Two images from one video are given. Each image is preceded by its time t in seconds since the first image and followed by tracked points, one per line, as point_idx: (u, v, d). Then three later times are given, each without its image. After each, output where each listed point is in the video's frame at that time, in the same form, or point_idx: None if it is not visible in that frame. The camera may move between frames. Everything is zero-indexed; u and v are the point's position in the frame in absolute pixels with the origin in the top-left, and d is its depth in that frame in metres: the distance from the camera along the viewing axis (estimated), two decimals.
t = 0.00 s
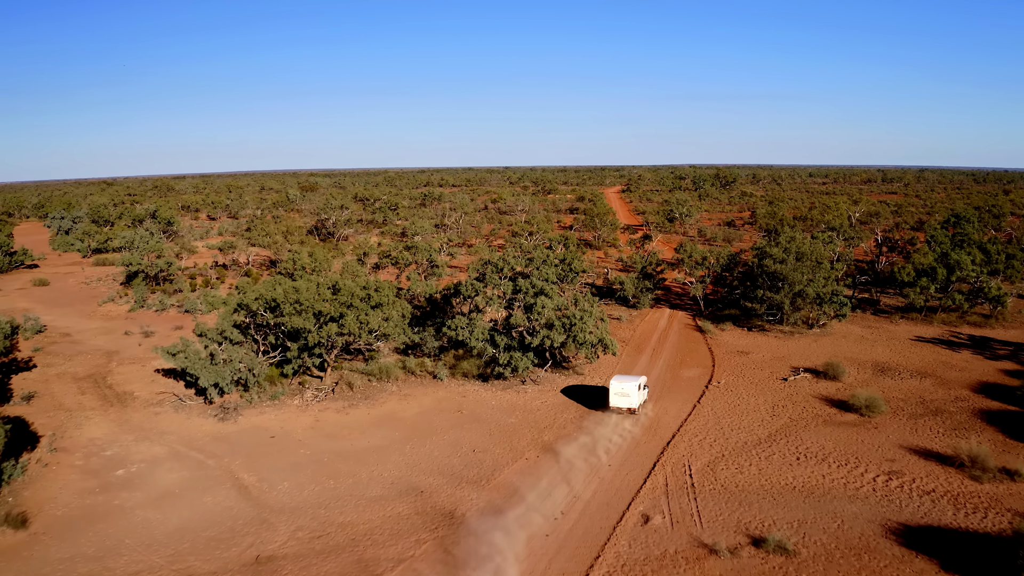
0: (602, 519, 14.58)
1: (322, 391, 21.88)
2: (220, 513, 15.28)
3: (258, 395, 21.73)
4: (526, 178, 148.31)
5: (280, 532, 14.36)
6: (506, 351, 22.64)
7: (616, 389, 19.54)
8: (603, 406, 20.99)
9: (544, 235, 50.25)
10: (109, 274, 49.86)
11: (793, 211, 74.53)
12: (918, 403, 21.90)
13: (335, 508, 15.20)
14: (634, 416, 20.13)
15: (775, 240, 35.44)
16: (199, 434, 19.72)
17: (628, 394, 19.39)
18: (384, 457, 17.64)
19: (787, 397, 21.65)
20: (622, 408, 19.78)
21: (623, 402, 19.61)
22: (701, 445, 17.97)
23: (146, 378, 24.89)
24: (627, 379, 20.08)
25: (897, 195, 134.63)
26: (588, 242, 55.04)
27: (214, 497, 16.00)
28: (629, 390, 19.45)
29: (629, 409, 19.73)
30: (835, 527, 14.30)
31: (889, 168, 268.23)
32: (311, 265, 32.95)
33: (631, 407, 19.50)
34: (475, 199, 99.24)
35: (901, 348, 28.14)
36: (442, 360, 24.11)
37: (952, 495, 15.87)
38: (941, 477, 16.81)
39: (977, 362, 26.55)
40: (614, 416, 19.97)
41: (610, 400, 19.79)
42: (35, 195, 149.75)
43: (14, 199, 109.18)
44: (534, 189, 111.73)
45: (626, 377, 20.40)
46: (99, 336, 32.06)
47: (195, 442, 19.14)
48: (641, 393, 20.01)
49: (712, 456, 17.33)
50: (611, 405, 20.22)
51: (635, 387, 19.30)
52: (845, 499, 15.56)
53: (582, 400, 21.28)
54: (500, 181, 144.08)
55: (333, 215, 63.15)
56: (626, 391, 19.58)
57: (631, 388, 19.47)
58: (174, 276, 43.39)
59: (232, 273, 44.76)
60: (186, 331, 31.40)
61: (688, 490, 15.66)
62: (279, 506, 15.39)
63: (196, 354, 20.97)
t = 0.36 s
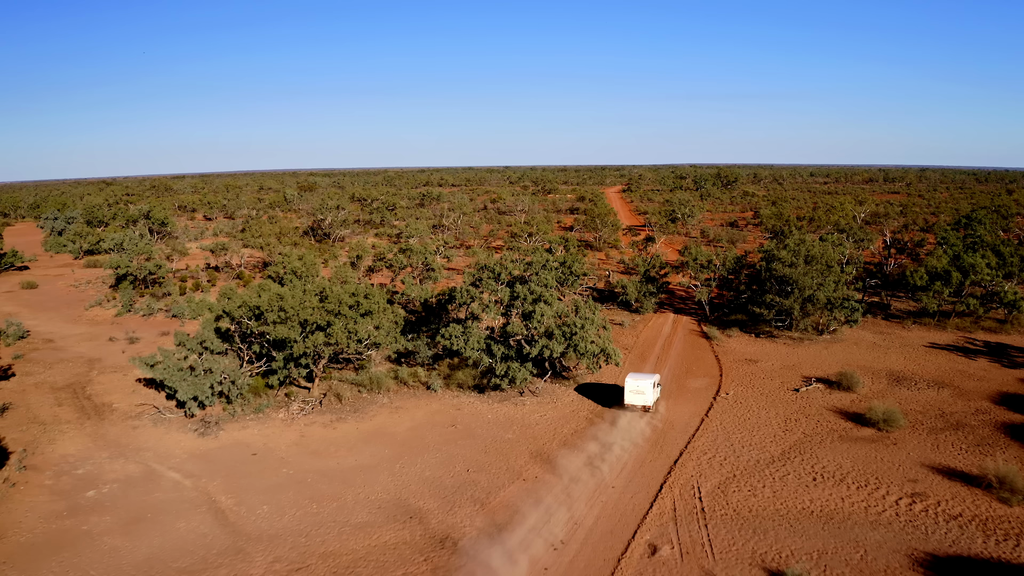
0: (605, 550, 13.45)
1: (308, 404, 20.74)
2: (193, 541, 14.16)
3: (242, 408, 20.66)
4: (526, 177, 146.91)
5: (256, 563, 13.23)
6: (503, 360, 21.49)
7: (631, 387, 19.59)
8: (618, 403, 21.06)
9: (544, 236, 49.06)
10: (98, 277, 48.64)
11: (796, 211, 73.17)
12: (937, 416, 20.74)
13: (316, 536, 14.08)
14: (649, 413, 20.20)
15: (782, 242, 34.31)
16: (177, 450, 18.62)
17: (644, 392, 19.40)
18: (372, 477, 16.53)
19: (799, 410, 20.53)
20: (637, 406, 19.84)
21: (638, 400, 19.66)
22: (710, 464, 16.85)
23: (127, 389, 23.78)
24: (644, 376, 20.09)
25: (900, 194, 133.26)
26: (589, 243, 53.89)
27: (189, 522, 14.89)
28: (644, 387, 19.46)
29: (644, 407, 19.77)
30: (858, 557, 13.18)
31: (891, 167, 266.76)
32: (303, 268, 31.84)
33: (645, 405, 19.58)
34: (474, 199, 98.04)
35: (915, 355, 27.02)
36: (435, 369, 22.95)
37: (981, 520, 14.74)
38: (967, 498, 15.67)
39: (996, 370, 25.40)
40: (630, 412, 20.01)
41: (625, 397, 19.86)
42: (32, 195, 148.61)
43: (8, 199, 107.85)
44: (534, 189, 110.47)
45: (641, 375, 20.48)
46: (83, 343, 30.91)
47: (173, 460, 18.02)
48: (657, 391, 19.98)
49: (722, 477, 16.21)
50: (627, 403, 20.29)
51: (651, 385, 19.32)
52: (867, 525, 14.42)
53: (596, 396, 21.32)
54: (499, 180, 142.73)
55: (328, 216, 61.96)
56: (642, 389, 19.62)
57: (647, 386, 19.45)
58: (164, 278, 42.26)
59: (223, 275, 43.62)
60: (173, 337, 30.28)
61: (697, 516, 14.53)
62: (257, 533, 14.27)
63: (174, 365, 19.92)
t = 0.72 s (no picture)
0: None
1: (293, 418, 19.56)
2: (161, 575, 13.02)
3: (224, 424, 19.54)
4: (526, 177, 145.58)
5: None
6: (500, 372, 20.26)
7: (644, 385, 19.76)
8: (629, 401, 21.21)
9: (544, 237, 47.83)
10: (87, 280, 47.42)
11: (801, 211, 71.79)
12: (959, 431, 19.56)
13: (294, 570, 12.93)
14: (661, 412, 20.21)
15: (790, 245, 33.14)
16: (152, 470, 17.49)
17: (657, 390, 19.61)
18: (358, 500, 15.39)
19: (813, 425, 19.40)
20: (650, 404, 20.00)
21: (651, 398, 19.84)
22: (721, 487, 15.71)
23: (106, 401, 22.64)
24: (656, 374, 20.25)
25: (903, 194, 131.79)
26: (590, 245, 52.74)
27: (157, 553, 13.75)
28: (658, 385, 19.66)
29: (657, 405, 19.95)
30: None
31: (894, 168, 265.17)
32: (293, 271, 30.71)
33: (659, 403, 19.79)
34: (473, 199, 96.82)
35: (931, 364, 25.84)
36: (429, 381, 21.75)
37: (1017, 550, 13.56)
38: (999, 525, 14.50)
39: (1017, 380, 24.19)
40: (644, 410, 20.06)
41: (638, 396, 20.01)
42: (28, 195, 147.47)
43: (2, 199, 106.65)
44: (535, 189, 109.14)
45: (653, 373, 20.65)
46: (65, 350, 29.75)
47: (147, 481, 16.88)
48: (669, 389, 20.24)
49: (734, 502, 15.08)
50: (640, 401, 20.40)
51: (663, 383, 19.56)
52: (893, 557, 13.25)
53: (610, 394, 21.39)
54: (499, 180, 141.37)
55: (324, 217, 60.74)
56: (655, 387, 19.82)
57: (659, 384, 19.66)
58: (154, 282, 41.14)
59: (215, 278, 42.50)
60: (158, 344, 29.11)
61: (709, 548, 13.37)
62: (230, 566, 13.13)
63: (152, 378, 18.86)
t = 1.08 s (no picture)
0: None
1: (276, 435, 18.42)
2: None
3: (202, 442, 18.56)
4: (526, 177, 144.38)
5: None
6: (496, 386, 19.04)
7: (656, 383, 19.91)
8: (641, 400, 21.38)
9: (544, 239, 46.67)
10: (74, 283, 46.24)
11: (805, 212, 70.47)
12: (984, 449, 18.33)
13: None
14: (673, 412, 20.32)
15: (799, 249, 31.93)
16: (123, 493, 16.39)
17: (670, 388, 19.80)
18: (340, 529, 14.23)
19: (829, 443, 18.24)
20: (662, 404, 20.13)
21: (663, 397, 19.99)
22: (733, 514, 14.55)
23: (82, 414, 21.51)
24: (667, 373, 20.42)
25: (906, 194, 130.42)
26: (591, 247, 51.52)
27: None
28: (670, 384, 19.84)
29: (668, 404, 20.09)
30: None
31: (896, 168, 263.41)
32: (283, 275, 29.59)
33: (671, 402, 19.93)
34: (471, 199, 95.50)
35: (948, 374, 24.64)
36: (420, 394, 20.57)
37: None
38: None
39: None
40: (657, 409, 20.08)
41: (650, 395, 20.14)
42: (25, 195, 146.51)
43: None
44: (535, 189, 107.92)
45: (665, 372, 20.80)
46: (45, 358, 28.59)
47: (116, 505, 15.74)
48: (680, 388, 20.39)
49: (748, 531, 13.91)
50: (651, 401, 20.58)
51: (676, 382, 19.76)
52: None
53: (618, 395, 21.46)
54: (499, 180, 140.18)
55: (319, 218, 59.55)
56: (667, 386, 20.01)
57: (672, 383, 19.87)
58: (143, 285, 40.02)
59: (205, 281, 41.34)
60: (141, 352, 27.96)
61: None
62: None
63: (124, 394, 17.69)
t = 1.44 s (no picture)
0: None
1: (255, 455, 17.30)
2: None
3: (177, 461, 17.46)
4: (526, 177, 143.06)
5: None
6: (492, 401, 17.85)
7: (670, 382, 19.83)
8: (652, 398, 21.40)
9: (544, 240, 45.43)
10: (61, 287, 45.02)
11: (809, 212, 69.07)
12: (1014, 469, 17.05)
13: None
14: (684, 409, 20.32)
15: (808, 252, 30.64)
16: (89, 517, 15.24)
17: (682, 387, 19.75)
18: (317, 562, 13.03)
19: (847, 463, 17.05)
20: (674, 402, 20.12)
21: (675, 396, 19.96)
22: (747, 545, 13.36)
23: (54, 429, 20.37)
24: (679, 371, 20.34)
25: (909, 194, 129.01)
26: (591, 249, 50.21)
27: None
28: (682, 383, 19.77)
29: (680, 402, 20.07)
30: None
31: (899, 168, 261.46)
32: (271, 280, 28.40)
33: (683, 400, 19.91)
34: (470, 199, 94.08)
35: (968, 384, 23.42)
36: (412, 409, 19.41)
37: None
38: None
39: None
40: (669, 408, 20.09)
41: (662, 394, 20.06)
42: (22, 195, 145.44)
43: None
44: (534, 189, 106.62)
45: (676, 370, 20.72)
46: (22, 367, 27.41)
47: (80, 532, 14.59)
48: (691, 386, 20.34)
49: (764, 566, 12.73)
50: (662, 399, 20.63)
51: (689, 380, 19.76)
52: None
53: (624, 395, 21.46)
54: (499, 180, 138.87)
55: (314, 219, 58.32)
56: (679, 384, 19.96)
57: (684, 381, 19.87)
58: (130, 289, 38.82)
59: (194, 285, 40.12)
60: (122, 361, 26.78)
61: None
62: None
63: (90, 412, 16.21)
